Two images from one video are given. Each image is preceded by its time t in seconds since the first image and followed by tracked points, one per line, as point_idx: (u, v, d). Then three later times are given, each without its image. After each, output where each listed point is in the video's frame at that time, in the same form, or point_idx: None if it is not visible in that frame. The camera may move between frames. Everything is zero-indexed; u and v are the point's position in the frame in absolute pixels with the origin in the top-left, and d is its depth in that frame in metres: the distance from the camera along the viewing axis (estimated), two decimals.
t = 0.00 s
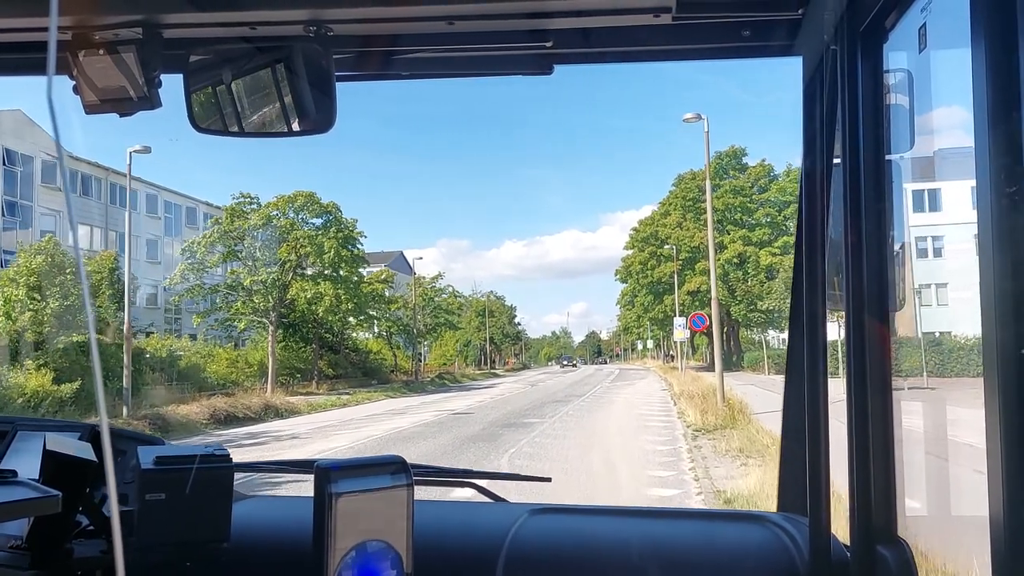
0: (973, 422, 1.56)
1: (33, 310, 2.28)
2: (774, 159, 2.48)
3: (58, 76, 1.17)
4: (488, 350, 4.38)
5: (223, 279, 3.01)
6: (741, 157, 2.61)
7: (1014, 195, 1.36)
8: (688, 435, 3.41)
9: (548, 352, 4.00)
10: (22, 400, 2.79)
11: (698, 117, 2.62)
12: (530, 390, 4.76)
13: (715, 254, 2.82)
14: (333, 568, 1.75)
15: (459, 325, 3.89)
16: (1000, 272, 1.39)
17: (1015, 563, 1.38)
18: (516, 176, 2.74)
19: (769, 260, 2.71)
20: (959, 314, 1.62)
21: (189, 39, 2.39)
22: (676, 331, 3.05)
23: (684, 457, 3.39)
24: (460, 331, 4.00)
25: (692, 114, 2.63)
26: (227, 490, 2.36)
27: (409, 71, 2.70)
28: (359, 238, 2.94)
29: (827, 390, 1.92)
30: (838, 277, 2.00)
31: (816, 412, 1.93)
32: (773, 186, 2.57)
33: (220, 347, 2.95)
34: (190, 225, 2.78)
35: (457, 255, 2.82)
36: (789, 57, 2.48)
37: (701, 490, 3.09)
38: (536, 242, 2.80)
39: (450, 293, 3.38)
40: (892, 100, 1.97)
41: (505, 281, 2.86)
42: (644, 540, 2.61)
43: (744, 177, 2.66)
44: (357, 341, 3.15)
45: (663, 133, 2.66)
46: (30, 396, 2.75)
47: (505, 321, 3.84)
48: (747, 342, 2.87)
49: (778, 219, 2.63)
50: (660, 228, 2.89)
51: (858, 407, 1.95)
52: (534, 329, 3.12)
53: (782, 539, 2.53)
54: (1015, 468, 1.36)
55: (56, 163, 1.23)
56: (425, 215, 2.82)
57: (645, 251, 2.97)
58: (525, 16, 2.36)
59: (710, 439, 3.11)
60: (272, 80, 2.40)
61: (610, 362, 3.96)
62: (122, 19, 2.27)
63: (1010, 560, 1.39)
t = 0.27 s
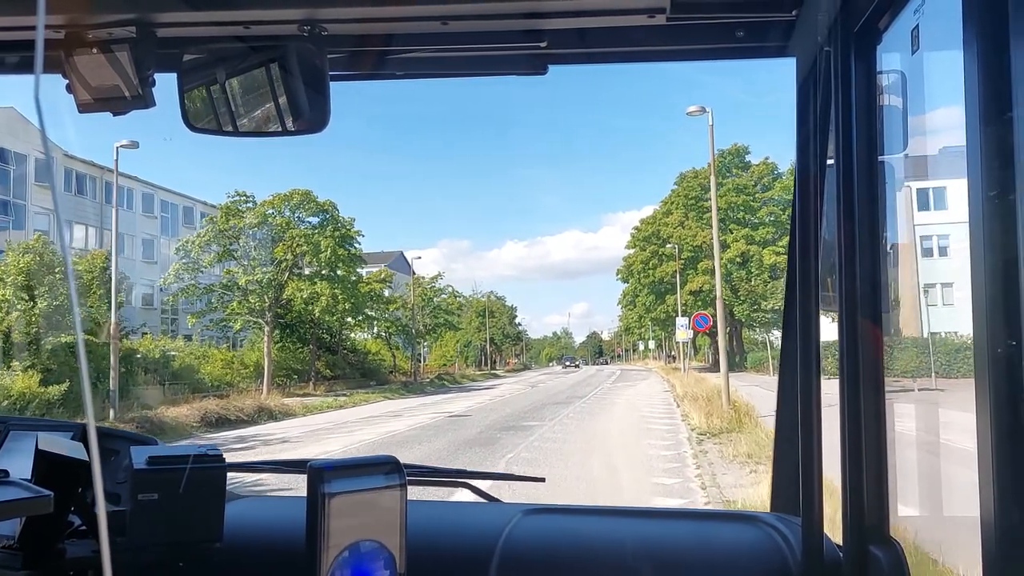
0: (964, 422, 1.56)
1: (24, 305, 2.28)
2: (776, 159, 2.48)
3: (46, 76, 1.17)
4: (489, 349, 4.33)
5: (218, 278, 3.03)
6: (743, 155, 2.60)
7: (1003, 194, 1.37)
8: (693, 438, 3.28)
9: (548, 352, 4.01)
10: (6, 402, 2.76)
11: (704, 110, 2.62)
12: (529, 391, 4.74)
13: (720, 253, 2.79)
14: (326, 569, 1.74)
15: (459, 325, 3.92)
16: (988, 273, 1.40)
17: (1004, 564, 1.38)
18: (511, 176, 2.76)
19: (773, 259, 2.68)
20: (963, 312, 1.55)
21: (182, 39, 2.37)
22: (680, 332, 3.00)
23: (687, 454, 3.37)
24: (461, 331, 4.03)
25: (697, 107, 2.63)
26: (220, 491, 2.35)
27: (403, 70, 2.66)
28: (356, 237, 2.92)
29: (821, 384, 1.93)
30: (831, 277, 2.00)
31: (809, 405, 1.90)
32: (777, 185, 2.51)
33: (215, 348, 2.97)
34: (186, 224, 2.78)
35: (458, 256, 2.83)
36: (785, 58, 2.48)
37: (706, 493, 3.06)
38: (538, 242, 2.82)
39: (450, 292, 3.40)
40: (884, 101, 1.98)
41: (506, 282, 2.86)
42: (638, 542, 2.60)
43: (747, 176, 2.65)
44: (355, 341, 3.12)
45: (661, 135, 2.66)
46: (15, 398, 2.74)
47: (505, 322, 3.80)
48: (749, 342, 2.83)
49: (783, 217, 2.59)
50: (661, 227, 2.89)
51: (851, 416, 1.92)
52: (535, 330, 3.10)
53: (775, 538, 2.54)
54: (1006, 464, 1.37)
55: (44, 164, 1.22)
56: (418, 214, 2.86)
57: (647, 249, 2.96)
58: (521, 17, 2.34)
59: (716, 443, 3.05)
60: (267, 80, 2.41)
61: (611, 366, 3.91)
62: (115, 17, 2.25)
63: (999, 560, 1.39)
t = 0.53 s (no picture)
0: (959, 421, 1.56)
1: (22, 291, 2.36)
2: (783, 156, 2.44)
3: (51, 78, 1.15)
4: (490, 350, 4.22)
5: (214, 277, 3.00)
6: (747, 153, 2.61)
7: (1002, 195, 1.36)
8: (699, 442, 3.32)
9: (550, 352, 4.02)
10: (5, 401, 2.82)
11: (709, 102, 2.63)
12: (531, 392, 4.74)
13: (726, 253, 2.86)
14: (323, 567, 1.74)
15: (460, 325, 3.90)
16: (987, 273, 1.39)
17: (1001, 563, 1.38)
18: (511, 176, 2.74)
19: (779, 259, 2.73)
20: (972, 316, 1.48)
21: (178, 37, 2.36)
22: (682, 331, 3.08)
23: (694, 457, 3.39)
24: (462, 332, 3.98)
25: (702, 99, 2.63)
26: (217, 490, 2.34)
27: (401, 70, 2.66)
28: (354, 235, 2.91)
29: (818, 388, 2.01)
30: (827, 277, 2.05)
31: (806, 412, 1.92)
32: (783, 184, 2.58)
33: (209, 348, 2.92)
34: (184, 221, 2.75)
35: (461, 257, 2.81)
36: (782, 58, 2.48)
37: (711, 487, 3.11)
38: (540, 242, 2.82)
39: (451, 291, 3.40)
40: (882, 101, 1.97)
41: (509, 281, 2.86)
42: (634, 541, 2.60)
43: (751, 174, 2.67)
44: (354, 341, 3.11)
45: (663, 143, 2.67)
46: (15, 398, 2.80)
47: (508, 322, 3.76)
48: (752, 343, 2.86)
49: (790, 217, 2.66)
50: (664, 224, 2.93)
51: (847, 427, 1.99)
52: (539, 330, 3.11)
53: (772, 538, 2.54)
54: (1002, 466, 1.36)
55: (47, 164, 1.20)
56: (417, 214, 2.82)
57: (650, 249, 3.00)
58: (518, 16, 2.33)
59: (728, 449, 3.05)
60: (264, 78, 2.40)
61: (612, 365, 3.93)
62: (111, 16, 2.24)
63: (997, 559, 1.38)
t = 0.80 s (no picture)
0: (951, 419, 1.56)
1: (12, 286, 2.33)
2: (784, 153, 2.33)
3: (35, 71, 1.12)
4: (490, 347, 4.16)
5: (208, 276, 3.04)
6: (752, 150, 2.51)
7: (990, 195, 1.37)
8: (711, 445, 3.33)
9: (554, 354, 4.03)
10: None
11: (718, 91, 2.59)
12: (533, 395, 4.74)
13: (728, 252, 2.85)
14: (318, 570, 1.73)
15: (460, 325, 3.82)
16: (977, 271, 1.39)
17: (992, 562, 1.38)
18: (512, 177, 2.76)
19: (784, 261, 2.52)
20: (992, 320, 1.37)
21: (172, 39, 2.34)
22: (688, 331, 3.13)
23: (706, 467, 3.30)
24: (464, 332, 3.90)
25: (713, 89, 2.59)
26: (210, 495, 2.31)
27: (394, 71, 2.61)
28: (354, 234, 2.86)
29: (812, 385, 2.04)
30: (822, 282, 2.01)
31: (799, 406, 1.98)
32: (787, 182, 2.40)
33: (202, 349, 3.15)
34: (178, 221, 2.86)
35: (464, 257, 2.81)
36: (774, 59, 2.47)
37: (723, 499, 2.98)
38: (542, 243, 2.86)
39: (452, 291, 3.36)
40: (874, 103, 1.97)
41: (513, 282, 2.86)
42: (629, 542, 2.60)
43: (756, 171, 2.56)
44: (353, 342, 3.14)
45: (667, 142, 2.68)
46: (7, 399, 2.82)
47: (510, 322, 3.70)
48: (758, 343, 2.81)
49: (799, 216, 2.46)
50: (669, 224, 2.94)
51: (841, 419, 1.96)
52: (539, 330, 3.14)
53: (766, 539, 2.54)
54: (994, 468, 1.36)
55: (35, 159, 1.17)
56: (414, 214, 2.83)
57: (654, 248, 3.01)
58: (512, 18, 2.32)
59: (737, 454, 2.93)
60: (258, 79, 2.37)
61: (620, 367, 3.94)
62: (105, 17, 2.23)
63: (988, 558, 1.39)
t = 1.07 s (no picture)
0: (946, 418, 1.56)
1: (9, 280, 2.41)
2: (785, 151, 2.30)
3: (34, 70, 1.12)
4: (494, 348, 4.20)
5: (204, 275, 3.02)
6: (760, 147, 2.47)
7: (987, 194, 1.36)
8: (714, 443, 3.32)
9: (558, 353, 4.04)
10: None
11: (730, 78, 2.53)
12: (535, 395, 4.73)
13: (732, 251, 2.77)
14: (314, 570, 1.73)
15: (463, 325, 3.83)
16: (974, 268, 1.39)
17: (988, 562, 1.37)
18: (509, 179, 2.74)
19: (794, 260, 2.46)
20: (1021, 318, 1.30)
21: (167, 38, 2.32)
22: (694, 332, 3.00)
23: (711, 469, 3.23)
24: (468, 332, 3.96)
25: (725, 74, 2.53)
26: (206, 495, 2.30)
27: (391, 71, 2.60)
28: (351, 232, 2.94)
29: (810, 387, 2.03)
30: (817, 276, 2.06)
31: (795, 405, 1.99)
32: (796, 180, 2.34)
33: (199, 350, 3.04)
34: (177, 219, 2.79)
35: (467, 257, 2.85)
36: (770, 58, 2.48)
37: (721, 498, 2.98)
38: (546, 244, 2.87)
39: (454, 291, 3.38)
40: (870, 102, 1.96)
41: (514, 281, 2.92)
42: (626, 541, 2.59)
43: (765, 168, 2.52)
44: (354, 343, 3.18)
45: (650, 140, 2.65)
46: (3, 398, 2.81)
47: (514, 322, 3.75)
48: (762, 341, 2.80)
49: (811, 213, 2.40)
50: (673, 222, 2.84)
51: (837, 428, 1.99)
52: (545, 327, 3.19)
53: (762, 538, 2.54)
54: (990, 467, 1.36)
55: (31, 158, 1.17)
56: (415, 213, 2.85)
57: (658, 246, 2.91)
58: (507, 17, 2.31)
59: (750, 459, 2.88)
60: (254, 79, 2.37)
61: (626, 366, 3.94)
62: (100, 17, 2.22)
63: (982, 557, 1.38)
